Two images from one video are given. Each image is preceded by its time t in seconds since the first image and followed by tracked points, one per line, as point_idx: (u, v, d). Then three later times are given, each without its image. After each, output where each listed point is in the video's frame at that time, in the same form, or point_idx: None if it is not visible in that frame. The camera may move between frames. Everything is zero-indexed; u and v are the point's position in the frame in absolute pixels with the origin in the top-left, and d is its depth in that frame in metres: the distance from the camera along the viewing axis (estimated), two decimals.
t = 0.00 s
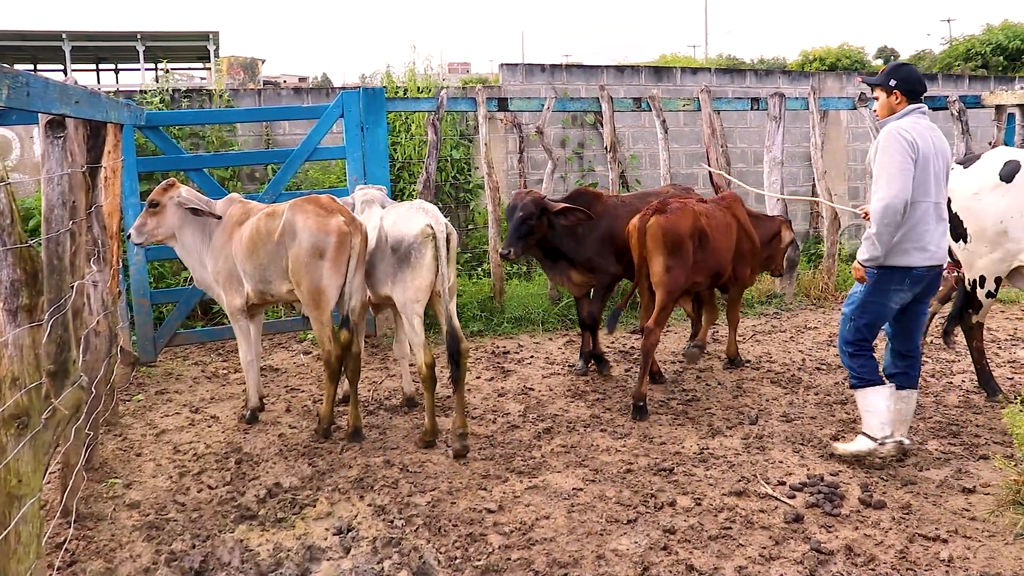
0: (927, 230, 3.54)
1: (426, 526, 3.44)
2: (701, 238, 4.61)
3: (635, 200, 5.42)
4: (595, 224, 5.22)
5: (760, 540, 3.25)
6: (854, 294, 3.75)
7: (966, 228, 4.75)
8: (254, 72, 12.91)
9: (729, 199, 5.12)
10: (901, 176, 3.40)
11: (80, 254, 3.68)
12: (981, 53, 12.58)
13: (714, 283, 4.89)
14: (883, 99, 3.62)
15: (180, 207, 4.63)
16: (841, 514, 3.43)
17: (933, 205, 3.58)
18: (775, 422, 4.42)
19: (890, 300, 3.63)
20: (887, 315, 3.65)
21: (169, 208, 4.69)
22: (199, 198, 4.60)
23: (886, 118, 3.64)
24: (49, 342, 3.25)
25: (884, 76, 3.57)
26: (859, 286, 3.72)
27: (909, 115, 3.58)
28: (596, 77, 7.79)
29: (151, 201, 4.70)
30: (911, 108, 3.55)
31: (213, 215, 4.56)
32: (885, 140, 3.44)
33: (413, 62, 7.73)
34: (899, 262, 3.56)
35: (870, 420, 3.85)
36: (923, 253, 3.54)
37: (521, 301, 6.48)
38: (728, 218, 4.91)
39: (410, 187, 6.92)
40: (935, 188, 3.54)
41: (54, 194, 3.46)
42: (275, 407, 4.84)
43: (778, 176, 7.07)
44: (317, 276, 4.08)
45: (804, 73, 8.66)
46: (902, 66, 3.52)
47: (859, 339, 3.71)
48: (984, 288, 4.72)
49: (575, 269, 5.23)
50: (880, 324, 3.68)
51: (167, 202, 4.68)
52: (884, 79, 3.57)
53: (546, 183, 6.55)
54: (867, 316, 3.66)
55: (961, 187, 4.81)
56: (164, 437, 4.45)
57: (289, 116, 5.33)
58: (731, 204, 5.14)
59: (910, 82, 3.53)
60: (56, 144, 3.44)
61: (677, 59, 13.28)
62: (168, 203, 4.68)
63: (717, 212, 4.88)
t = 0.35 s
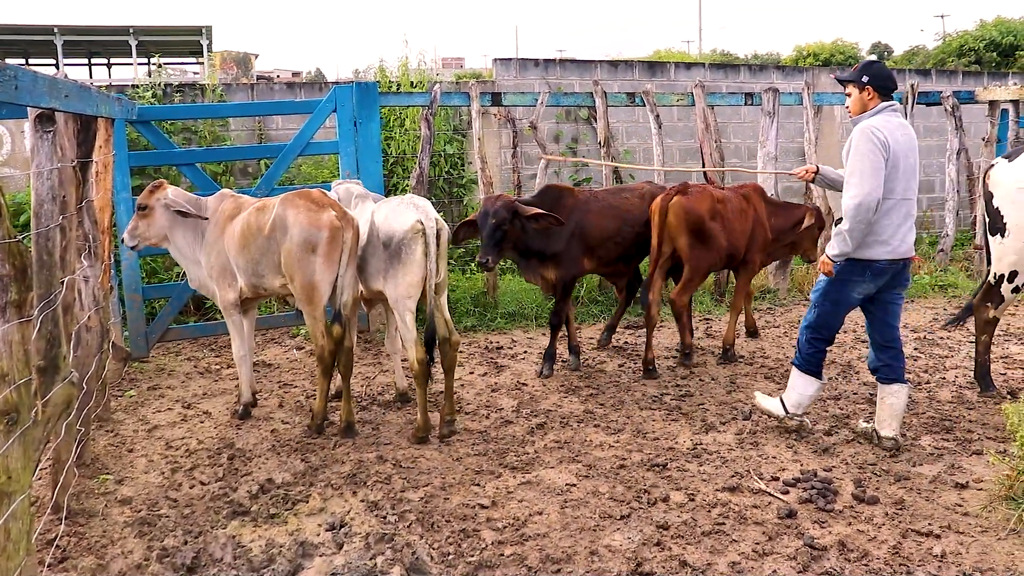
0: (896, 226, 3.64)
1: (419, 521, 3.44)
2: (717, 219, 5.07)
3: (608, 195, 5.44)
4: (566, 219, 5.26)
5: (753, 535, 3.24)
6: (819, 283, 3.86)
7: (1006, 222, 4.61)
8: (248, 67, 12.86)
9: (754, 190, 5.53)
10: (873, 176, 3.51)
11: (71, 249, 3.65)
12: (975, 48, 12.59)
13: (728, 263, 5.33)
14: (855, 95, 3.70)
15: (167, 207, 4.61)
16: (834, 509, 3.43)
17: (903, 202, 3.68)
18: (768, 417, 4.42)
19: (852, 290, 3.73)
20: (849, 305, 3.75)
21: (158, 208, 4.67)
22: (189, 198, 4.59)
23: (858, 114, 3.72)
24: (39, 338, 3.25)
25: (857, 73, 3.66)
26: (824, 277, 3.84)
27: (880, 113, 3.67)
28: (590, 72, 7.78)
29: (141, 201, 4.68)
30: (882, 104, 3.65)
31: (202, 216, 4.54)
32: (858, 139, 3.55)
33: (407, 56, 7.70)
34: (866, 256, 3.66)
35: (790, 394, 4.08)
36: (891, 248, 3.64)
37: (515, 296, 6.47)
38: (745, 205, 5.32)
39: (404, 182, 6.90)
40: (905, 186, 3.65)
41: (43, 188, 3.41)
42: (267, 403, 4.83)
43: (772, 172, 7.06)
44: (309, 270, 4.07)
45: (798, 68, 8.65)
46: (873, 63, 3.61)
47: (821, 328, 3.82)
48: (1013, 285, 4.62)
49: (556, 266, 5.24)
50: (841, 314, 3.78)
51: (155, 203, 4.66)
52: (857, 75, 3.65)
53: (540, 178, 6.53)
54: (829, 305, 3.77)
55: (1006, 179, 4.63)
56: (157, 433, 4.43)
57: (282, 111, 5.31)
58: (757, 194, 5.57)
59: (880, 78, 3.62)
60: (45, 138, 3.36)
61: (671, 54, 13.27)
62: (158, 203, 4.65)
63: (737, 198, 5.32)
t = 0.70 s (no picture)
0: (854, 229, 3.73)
1: (419, 519, 3.43)
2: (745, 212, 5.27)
3: (574, 195, 5.47)
4: (533, 220, 5.22)
5: (754, 534, 3.24)
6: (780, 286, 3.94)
7: None
8: (248, 65, 12.84)
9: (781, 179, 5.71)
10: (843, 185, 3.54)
11: (71, 246, 3.65)
12: (975, 47, 12.57)
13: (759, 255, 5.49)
14: (809, 97, 3.72)
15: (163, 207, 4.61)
16: (835, 508, 3.42)
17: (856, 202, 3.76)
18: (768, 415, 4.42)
19: (813, 289, 3.80)
20: (810, 305, 3.82)
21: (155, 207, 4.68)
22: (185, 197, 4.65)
23: (812, 114, 3.73)
24: (39, 335, 3.26)
25: (811, 75, 3.66)
26: (784, 278, 3.87)
27: (835, 116, 3.70)
28: (590, 70, 7.76)
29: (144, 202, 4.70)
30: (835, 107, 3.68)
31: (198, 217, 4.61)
32: (822, 147, 3.57)
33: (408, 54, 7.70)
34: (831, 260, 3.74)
35: (771, 397, 4.22)
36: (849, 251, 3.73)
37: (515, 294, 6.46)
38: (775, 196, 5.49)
39: (404, 179, 6.90)
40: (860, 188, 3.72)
41: (44, 185, 3.41)
42: (267, 400, 4.83)
43: (773, 170, 7.05)
44: (311, 268, 4.06)
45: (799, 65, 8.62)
46: (828, 67, 3.62)
47: (788, 330, 3.92)
48: None
49: (542, 265, 5.22)
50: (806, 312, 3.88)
51: (150, 202, 4.71)
52: (812, 78, 3.66)
53: (540, 176, 6.52)
54: (790, 309, 3.86)
55: None
56: (157, 430, 4.43)
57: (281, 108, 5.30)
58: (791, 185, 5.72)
59: (835, 81, 3.64)
60: (46, 135, 3.36)
61: (671, 52, 13.25)
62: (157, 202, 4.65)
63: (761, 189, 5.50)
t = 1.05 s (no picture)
0: (827, 226, 3.87)
1: (423, 517, 3.44)
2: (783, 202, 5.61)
3: (533, 194, 5.41)
4: (482, 224, 5.15)
5: (759, 533, 3.24)
6: (777, 285, 3.99)
7: None
8: (253, 62, 12.85)
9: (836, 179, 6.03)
10: (813, 182, 3.71)
11: (77, 244, 3.66)
12: (982, 44, 12.54)
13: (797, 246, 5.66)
14: (780, 97, 3.83)
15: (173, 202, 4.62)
16: (840, 507, 3.42)
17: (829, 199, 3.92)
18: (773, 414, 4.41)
19: (809, 283, 3.94)
20: (811, 298, 3.95)
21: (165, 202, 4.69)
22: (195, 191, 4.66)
23: (784, 113, 3.87)
24: (46, 332, 3.27)
25: (783, 76, 3.78)
26: (781, 277, 3.96)
27: (806, 115, 3.86)
28: (596, 68, 7.76)
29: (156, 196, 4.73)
30: (807, 108, 3.84)
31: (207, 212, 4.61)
32: (797, 146, 3.72)
33: (413, 52, 7.69)
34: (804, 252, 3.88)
35: (775, 395, 4.22)
36: (823, 246, 3.86)
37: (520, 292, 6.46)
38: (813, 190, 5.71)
39: (409, 177, 6.90)
40: (833, 188, 3.88)
41: (50, 183, 3.41)
42: (272, 397, 4.84)
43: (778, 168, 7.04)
44: (317, 266, 4.06)
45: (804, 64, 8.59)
46: (799, 68, 3.75)
47: (790, 327, 3.99)
48: None
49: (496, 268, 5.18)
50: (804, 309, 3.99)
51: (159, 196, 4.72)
52: (785, 79, 3.78)
53: (545, 174, 6.51)
54: (794, 304, 3.93)
55: None
56: (162, 427, 4.44)
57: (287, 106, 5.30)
58: (845, 186, 6.02)
59: (806, 82, 3.79)
60: (53, 133, 3.31)
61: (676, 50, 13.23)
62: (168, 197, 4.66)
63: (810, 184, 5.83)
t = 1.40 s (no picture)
0: (812, 219, 3.92)
1: (424, 517, 3.44)
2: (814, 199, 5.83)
3: (479, 195, 5.35)
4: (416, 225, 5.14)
5: (759, 532, 3.24)
6: (767, 280, 4.00)
7: None
8: (253, 63, 12.86)
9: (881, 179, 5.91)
10: (807, 177, 3.77)
11: (78, 244, 3.67)
12: (982, 43, 12.54)
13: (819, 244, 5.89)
14: (774, 97, 3.86)
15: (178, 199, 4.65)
16: (840, 506, 3.42)
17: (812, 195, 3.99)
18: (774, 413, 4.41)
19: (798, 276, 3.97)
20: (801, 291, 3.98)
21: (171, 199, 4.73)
22: (198, 188, 4.66)
23: (774, 113, 3.91)
24: (46, 332, 3.27)
25: (778, 76, 3.82)
26: (771, 271, 3.98)
27: (792, 116, 3.92)
28: (596, 67, 7.76)
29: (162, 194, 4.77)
30: (795, 109, 3.88)
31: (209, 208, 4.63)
32: (792, 143, 3.77)
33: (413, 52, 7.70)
34: (793, 246, 3.91)
35: (776, 395, 4.20)
36: (809, 242, 3.91)
37: (520, 291, 6.46)
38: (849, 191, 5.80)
39: (409, 176, 6.91)
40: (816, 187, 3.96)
41: (51, 183, 3.41)
42: (272, 397, 4.84)
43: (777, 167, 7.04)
44: (318, 266, 4.07)
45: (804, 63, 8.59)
46: (791, 67, 3.81)
47: (781, 321, 4.00)
48: None
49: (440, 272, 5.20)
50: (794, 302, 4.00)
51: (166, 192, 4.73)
52: (780, 78, 3.82)
53: (545, 173, 6.51)
54: (785, 297, 3.96)
55: None
56: (163, 427, 4.44)
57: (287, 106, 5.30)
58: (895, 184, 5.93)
59: (798, 83, 3.85)
60: (53, 133, 3.30)
61: (676, 49, 13.23)
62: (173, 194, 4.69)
63: (846, 183, 5.87)
